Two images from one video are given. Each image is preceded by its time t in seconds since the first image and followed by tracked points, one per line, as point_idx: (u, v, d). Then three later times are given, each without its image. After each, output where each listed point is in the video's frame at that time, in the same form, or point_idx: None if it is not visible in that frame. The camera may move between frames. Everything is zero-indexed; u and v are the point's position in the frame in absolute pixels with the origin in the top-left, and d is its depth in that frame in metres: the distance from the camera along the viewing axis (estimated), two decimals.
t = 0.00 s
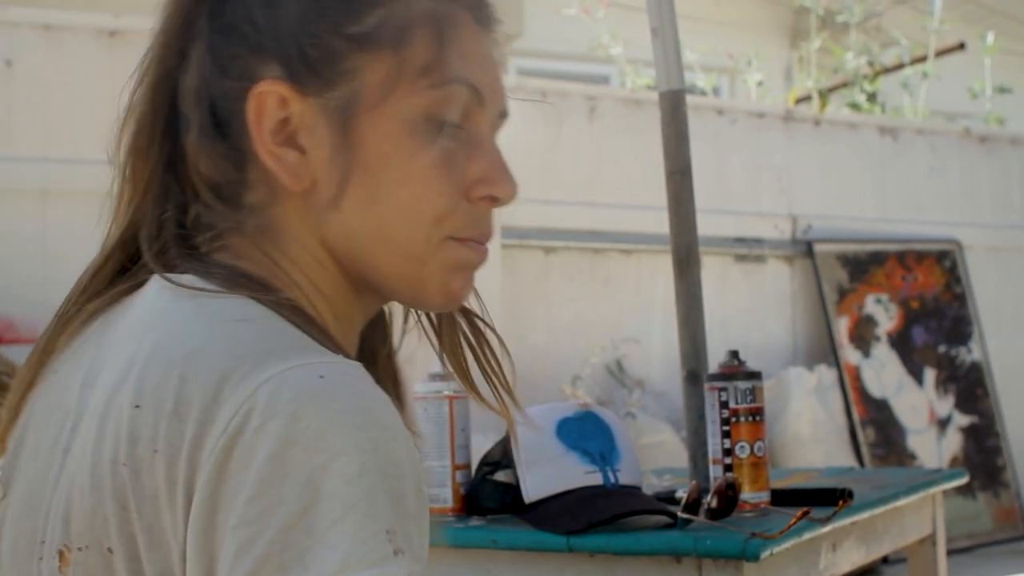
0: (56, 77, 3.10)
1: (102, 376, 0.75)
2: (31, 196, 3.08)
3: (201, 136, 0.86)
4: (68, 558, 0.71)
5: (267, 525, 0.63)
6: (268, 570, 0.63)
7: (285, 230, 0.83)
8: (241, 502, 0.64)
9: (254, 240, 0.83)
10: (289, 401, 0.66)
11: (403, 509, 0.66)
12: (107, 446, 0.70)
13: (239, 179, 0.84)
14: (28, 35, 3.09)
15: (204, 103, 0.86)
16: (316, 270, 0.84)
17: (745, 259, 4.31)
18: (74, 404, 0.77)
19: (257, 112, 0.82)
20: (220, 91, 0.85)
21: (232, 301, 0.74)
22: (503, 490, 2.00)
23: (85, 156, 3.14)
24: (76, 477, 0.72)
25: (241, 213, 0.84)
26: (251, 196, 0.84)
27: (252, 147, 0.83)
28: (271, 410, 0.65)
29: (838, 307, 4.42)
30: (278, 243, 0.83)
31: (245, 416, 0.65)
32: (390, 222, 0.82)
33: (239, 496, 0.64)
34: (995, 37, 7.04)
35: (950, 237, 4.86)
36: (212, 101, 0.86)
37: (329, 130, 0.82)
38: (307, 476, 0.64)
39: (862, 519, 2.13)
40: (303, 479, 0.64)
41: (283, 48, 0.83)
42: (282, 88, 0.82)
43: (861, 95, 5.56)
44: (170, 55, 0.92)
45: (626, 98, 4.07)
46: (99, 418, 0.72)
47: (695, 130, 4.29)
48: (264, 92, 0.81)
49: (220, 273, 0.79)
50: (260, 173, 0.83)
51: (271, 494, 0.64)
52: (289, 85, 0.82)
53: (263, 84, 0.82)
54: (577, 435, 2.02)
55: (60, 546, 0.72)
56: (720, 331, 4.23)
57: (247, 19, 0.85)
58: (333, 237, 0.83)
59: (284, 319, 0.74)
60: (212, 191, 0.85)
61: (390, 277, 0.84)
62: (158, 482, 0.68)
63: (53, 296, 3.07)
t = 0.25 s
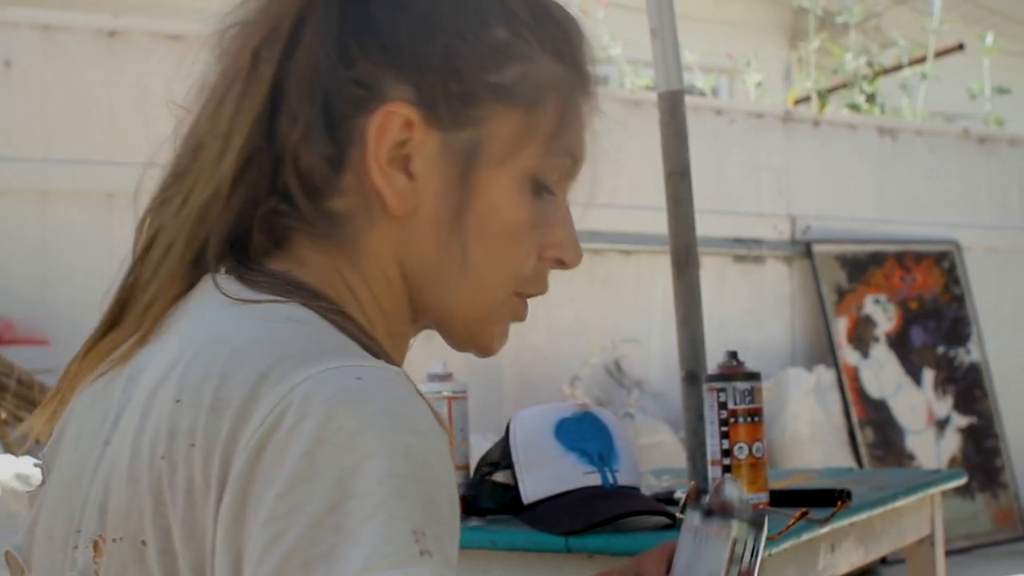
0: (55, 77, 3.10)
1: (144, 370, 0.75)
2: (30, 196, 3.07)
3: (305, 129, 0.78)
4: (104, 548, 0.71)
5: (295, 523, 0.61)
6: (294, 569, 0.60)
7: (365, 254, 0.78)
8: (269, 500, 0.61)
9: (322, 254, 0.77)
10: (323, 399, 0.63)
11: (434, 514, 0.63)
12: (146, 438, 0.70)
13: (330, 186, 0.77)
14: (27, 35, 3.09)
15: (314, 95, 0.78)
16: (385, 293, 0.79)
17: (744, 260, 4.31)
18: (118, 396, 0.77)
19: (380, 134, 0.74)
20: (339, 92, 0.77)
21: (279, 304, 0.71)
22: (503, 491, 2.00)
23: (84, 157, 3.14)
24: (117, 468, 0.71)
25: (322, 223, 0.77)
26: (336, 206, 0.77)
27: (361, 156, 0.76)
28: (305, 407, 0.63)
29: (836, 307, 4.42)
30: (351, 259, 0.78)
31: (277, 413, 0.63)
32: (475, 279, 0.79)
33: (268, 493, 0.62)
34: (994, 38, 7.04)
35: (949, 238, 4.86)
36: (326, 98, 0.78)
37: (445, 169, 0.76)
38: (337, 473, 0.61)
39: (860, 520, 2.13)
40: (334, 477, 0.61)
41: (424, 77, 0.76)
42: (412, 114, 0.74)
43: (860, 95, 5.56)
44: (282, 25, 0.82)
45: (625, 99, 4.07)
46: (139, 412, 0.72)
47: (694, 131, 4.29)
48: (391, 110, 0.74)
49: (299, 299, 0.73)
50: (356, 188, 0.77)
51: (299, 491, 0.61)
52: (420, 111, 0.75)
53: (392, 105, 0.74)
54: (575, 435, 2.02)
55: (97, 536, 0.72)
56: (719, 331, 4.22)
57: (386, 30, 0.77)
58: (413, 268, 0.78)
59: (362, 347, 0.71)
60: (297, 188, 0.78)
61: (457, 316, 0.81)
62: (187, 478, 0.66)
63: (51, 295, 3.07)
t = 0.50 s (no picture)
0: (54, 77, 3.10)
1: (165, 368, 0.76)
2: (29, 196, 3.07)
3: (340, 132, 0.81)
4: (124, 543, 0.71)
5: (322, 518, 0.62)
6: (322, 563, 0.61)
7: (395, 252, 0.81)
8: (298, 495, 0.63)
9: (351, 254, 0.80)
10: (349, 395, 0.65)
11: (457, 508, 0.65)
12: (169, 433, 0.71)
13: (362, 185, 0.81)
14: (26, 35, 3.09)
15: (351, 98, 0.81)
16: (410, 290, 0.82)
17: (742, 259, 4.30)
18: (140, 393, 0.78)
19: (423, 142, 0.78)
20: (378, 95, 0.80)
21: (304, 303, 0.73)
22: (503, 490, 2.00)
23: (84, 157, 3.14)
24: (137, 463, 0.72)
25: (354, 220, 0.80)
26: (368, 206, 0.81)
27: (399, 160, 0.80)
28: (332, 401, 0.65)
29: (834, 307, 4.42)
30: (379, 256, 0.81)
31: (303, 410, 0.65)
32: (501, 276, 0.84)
33: (296, 486, 0.63)
34: (992, 38, 7.04)
35: (947, 237, 4.86)
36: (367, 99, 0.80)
37: (480, 174, 0.80)
38: (366, 464, 0.63)
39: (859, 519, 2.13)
40: (360, 472, 0.63)
41: (465, 84, 0.79)
42: (453, 122, 0.78)
43: (858, 95, 5.56)
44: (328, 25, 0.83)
45: (623, 98, 4.07)
46: (161, 411, 0.72)
47: (693, 130, 4.29)
48: (435, 118, 0.78)
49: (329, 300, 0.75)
50: (388, 188, 0.81)
51: (326, 487, 0.63)
52: (461, 120, 0.79)
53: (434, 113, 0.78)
54: (575, 435, 2.03)
55: (117, 531, 0.72)
56: (717, 331, 4.22)
57: (430, 38, 0.81)
58: (441, 265, 0.83)
59: (384, 344, 0.74)
60: (328, 185, 0.81)
61: (478, 311, 0.86)
62: (211, 474, 0.67)
63: (49, 295, 3.07)
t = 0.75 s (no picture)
0: (54, 76, 3.10)
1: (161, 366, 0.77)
2: (29, 196, 3.07)
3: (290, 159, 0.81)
4: (113, 528, 0.72)
5: (281, 496, 0.61)
6: (281, 539, 0.60)
7: (366, 254, 0.81)
8: (259, 474, 0.62)
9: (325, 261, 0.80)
10: (312, 374, 0.65)
11: (419, 487, 0.63)
12: (153, 421, 0.71)
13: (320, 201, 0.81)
14: (26, 34, 3.09)
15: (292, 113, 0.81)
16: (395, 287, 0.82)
17: (742, 258, 4.30)
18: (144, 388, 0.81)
19: (342, 149, 0.79)
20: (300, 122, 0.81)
21: (284, 295, 0.74)
22: (503, 490, 1.99)
23: (83, 156, 3.14)
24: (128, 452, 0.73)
25: (319, 238, 0.81)
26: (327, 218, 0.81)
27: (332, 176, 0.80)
28: (295, 384, 0.64)
29: (834, 306, 4.42)
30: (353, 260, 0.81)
31: (269, 391, 0.65)
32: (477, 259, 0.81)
33: (258, 468, 0.63)
34: (992, 37, 7.05)
35: (947, 236, 4.87)
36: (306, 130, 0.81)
37: (417, 166, 0.79)
38: (324, 443, 0.62)
39: (859, 518, 2.13)
40: (320, 448, 0.62)
41: (375, 82, 0.79)
42: (370, 123, 0.78)
43: (859, 94, 5.56)
44: (264, 50, 0.82)
45: (623, 97, 4.06)
46: (150, 400, 0.73)
47: (693, 129, 4.28)
48: (350, 125, 0.78)
49: (308, 290, 0.76)
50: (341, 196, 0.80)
51: (287, 465, 0.62)
52: (377, 120, 0.78)
53: (349, 118, 0.78)
54: (575, 434, 2.02)
55: (110, 516, 0.73)
56: (718, 330, 4.22)
57: (333, 51, 0.80)
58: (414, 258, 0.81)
59: (367, 333, 0.73)
60: (285, 202, 0.82)
61: (467, 297, 0.83)
62: (189, 458, 0.68)
63: (48, 294, 3.06)
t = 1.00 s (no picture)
0: (54, 76, 3.10)
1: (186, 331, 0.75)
2: (29, 196, 3.07)
3: (229, 184, 0.85)
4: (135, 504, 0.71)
5: (324, 428, 0.59)
6: (328, 471, 0.58)
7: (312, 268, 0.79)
8: (291, 417, 0.61)
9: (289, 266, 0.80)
10: (342, 314, 0.63)
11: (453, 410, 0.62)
12: (178, 388, 0.70)
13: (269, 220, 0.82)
14: (26, 34, 3.09)
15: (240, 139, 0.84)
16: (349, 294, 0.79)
17: (742, 259, 4.30)
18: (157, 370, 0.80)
19: (271, 176, 0.78)
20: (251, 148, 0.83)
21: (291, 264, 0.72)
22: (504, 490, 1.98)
23: (83, 156, 3.14)
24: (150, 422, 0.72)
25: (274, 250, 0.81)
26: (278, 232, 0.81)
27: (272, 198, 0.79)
28: (308, 330, 0.63)
29: (835, 306, 4.42)
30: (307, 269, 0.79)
31: (301, 333, 0.63)
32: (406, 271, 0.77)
33: (287, 413, 0.61)
34: (993, 36, 7.04)
35: (947, 237, 4.86)
36: (239, 151, 0.85)
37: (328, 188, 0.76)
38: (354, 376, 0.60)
39: (860, 519, 2.13)
40: (359, 379, 0.60)
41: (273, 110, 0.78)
42: (281, 150, 0.77)
43: (859, 94, 5.56)
44: (203, 76, 0.87)
45: (623, 98, 4.07)
46: (172, 372, 0.73)
47: (694, 130, 4.28)
48: (268, 153, 0.78)
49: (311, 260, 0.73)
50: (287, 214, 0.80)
51: (326, 401, 0.60)
52: (287, 146, 0.77)
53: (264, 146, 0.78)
54: (575, 435, 2.02)
55: (129, 493, 0.72)
56: (718, 330, 4.22)
57: (252, 88, 0.81)
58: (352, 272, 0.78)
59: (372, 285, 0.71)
60: (243, 220, 0.83)
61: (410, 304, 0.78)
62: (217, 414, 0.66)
63: (48, 295, 3.06)
